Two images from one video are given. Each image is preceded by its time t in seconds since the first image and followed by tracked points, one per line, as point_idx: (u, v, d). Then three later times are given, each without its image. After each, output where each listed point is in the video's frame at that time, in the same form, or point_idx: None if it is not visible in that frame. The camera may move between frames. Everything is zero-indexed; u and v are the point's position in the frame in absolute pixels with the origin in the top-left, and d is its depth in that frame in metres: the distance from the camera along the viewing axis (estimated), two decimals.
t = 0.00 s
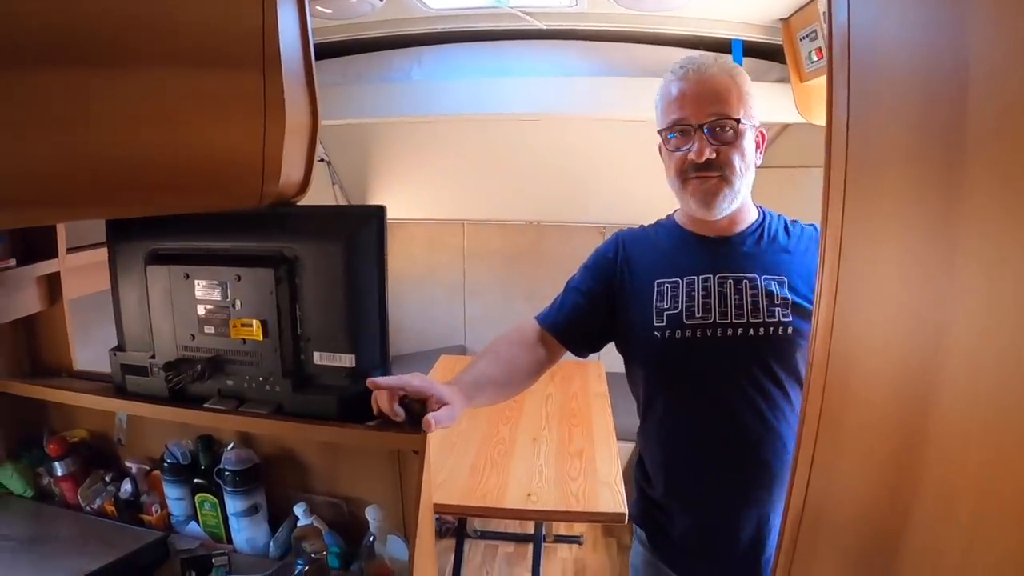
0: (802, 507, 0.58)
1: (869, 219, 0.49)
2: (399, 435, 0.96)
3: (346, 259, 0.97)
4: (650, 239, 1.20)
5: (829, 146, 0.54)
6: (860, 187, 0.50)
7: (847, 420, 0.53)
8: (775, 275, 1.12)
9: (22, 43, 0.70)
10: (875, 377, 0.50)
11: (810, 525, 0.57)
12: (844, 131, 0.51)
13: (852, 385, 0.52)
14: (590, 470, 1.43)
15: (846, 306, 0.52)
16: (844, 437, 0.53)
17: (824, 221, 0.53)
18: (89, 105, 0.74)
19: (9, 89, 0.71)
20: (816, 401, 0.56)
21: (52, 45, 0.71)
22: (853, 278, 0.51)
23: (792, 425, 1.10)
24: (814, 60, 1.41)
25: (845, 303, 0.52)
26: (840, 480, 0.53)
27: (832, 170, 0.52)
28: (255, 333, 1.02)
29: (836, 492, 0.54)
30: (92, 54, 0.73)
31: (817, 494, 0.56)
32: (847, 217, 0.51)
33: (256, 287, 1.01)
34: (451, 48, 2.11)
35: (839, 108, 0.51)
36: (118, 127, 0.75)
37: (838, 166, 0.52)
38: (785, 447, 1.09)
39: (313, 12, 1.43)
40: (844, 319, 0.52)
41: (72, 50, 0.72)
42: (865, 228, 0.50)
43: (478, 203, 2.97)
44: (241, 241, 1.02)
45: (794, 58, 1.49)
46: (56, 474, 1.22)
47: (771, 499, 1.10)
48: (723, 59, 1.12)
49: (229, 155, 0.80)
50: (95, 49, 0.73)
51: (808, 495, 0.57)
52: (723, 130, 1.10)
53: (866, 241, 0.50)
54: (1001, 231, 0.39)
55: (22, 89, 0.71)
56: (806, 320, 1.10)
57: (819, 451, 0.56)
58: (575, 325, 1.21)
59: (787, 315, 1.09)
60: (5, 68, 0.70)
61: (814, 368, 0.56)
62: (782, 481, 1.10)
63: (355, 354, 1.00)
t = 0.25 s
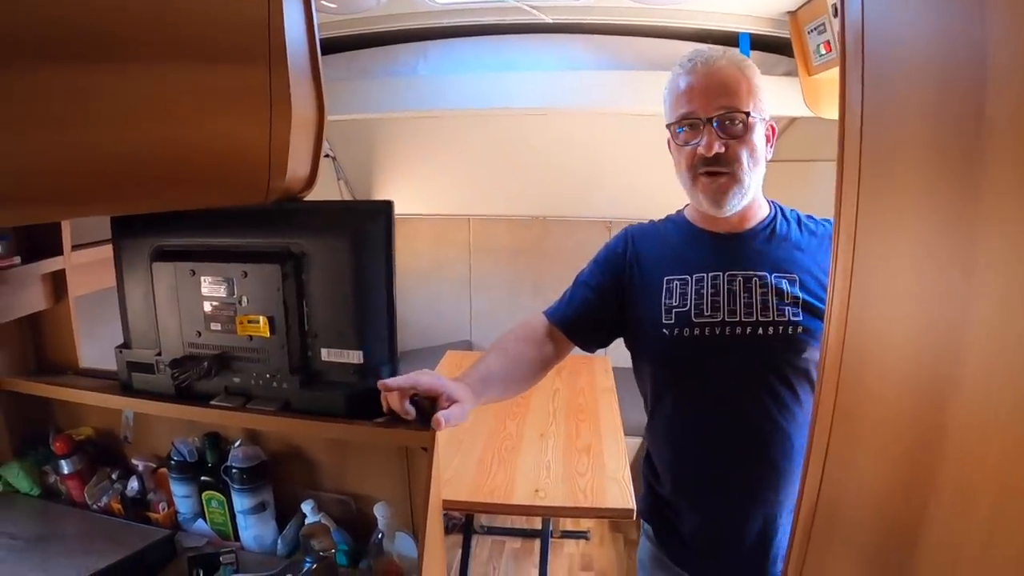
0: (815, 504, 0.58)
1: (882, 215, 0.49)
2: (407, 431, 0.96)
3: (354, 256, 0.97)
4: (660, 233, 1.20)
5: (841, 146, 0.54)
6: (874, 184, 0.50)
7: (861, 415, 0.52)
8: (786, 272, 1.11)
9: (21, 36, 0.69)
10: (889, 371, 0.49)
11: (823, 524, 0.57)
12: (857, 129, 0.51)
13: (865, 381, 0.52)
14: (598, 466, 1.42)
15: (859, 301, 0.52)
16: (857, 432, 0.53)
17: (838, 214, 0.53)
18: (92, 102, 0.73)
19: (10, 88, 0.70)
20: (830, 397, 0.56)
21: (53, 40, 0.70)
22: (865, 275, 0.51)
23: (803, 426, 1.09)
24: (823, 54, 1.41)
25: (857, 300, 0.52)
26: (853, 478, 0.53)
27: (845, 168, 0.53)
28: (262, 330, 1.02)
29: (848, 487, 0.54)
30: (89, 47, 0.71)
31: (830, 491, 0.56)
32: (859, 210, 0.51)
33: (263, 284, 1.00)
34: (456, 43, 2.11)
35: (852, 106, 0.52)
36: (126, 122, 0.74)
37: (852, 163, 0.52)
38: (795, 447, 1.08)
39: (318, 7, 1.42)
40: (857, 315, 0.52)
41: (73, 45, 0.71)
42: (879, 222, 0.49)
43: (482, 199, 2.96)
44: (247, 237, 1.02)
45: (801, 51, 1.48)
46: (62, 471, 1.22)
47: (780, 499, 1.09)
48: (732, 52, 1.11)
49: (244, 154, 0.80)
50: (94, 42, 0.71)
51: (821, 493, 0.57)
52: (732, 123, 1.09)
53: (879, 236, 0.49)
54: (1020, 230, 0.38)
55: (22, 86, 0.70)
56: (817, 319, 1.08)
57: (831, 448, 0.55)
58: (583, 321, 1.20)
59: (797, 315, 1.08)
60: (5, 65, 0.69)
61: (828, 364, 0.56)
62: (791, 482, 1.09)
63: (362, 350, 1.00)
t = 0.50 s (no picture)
0: (829, 502, 0.57)
1: (897, 211, 0.49)
2: (418, 429, 0.96)
3: (365, 254, 0.97)
4: (673, 229, 1.19)
5: (858, 138, 0.55)
6: (889, 180, 0.49)
7: (874, 411, 0.52)
8: (800, 273, 1.10)
9: (21, 32, 0.66)
10: (903, 367, 0.49)
11: (837, 521, 0.56)
12: (873, 126, 0.51)
13: (880, 377, 0.51)
14: (609, 463, 1.42)
15: (874, 298, 0.52)
16: (871, 429, 0.52)
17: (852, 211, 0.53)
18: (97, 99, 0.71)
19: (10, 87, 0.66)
20: (844, 394, 0.55)
21: (53, 36, 0.68)
22: (880, 271, 0.51)
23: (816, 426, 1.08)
24: (833, 49, 1.39)
25: (872, 297, 0.52)
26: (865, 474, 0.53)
27: (861, 166, 0.53)
28: (273, 327, 1.01)
29: (862, 484, 0.53)
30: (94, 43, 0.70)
31: (844, 489, 0.55)
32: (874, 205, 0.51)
33: (273, 281, 1.00)
34: (466, 39, 2.10)
35: (867, 104, 0.51)
36: (134, 120, 0.73)
37: (869, 160, 0.52)
38: (806, 448, 1.07)
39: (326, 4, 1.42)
40: (872, 310, 0.52)
41: (72, 42, 0.69)
42: (895, 217, 0.49)
43: (489, 196, 2.95)
44: (258, 234, 1.01)
45: (812, 46, 1.47)
46: (73, 470, 1.22)
47: (790, 500, 1.09)
48: (744, 47, 1.11)
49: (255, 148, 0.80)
50: (96, 39, 0.70)
51: (835, 490, 0.56)
52: (746, 118, 1.09)
53: (893, 231, 0.49)
54: None
55: (25, 86, 0.67)
56: (831, 320, 1.08)
57: (846, 445, 0.55)
58: (596, 315, 1.20)
59: (810, 315, 1.07)
60: (4, 65, 0.66)
61: (843, 361, 0.56)
62: (802, 483, 1.08)
63: (373, 347, 0.99)
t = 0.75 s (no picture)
0: (845, 500, 0.57)
1: (918, 209, 0.48)
2: (433, 424, 0.96)
3: (382, 248, 0.97)
4: (691, 225, 1.19)
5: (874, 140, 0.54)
6: (910, 179, 0.49)
7: (892, 410, 0.52)
8: (819, 271, 1.10)
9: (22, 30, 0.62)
10: (922, 367, 0.49)
11: (853, 519, 0.56)
12: (891, 125, 0.50)
13: (897, 378, 0.51)
14: (623, 461, 1.42)
15: (893, 297, 0.51)
16: (889, 428, 0.52)
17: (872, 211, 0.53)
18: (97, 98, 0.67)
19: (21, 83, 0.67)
20: (861, 392, 0.55)
21: (53, 32, 0.64)
22: (899, 270, 0.51)
23: (831, 424, 1.08)
24: (850, 47, 1.39)
25: (891, 296, 0.51)
26: (882, 473, 0.52)
27: (880, 165, 0.52)
28: (289, 322, 1.02)
29: (878, 482, 0.53)
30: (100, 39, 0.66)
31: (861, 487, 0.55)
32: (894, 203, 0.51)
33: (290, 275, 1.00)
34: (481, 35, 2.10)
35: (886, 103, 0.51)
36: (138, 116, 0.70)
37: (887, 159, 0.51)
38: (822, 447, 1.07)
39: None
40: (889, 310, 0.51)
41: (72, 37, 0.66)
42: (916, 215, 0.48)
43: (500, 193, 2.95)
44: (275, 229, 1.02)
45: (828, 44, 1.47)
46: (88, 462, 1.23)
47: (804, 498, 1.09)
48: (768, 44, 1.15)
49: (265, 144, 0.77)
50: (97, 34, 0.66)
51: (851, 488, 0.56)
52: (769, 114, 1.12)
53: (914, 229, 0.49)
54: None
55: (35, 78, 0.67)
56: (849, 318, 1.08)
57: (863, 444, 0.55)
58: (612, 313, 1.21)
59: (829, 314, 1.07)
60: (4, 61, 0.62)
61: (861, 361, 0.55)
62: (816, 480, 1.08)
63: (390, 342, 1.00)
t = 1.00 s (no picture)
0: (858, 501, 0.52)
1: (936, 202, 0.45)
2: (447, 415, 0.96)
3: (399, 239, 0.97)
4: (707, 222, 1.20)
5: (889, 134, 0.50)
6: (929, 168, 0.45)
7: (907, 413, 0.48)
8: (836, 269, 1.11)
9: (22, 14, 0.62)
10: (938, 366, 0.45)
11: (865, 520, 0.52)
12: (910, 117, 0.46)
13: (914, 385, 0.47)
14: (634, 456, 1.42)
15: (912, 292, 0.47)
16: (905, 427, 0.48)
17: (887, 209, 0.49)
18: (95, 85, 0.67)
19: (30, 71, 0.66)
20: (875, 389, 0.50)
21: (70, 19, 0.65)
22: (917, 265, 0.47)
23: (846, 424, 1.10)
24: (867, 44, 1.38)
25: (908, 288, 0.47)
26: (897, 472, 0.48)
27: (896, 155, 0.48)
28: (305, 312, 1.02)
29: (896, 481, 0.49)
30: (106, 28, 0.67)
31: (875, 485, 0.51)
32: (910, 199, 0.47)
33: (306, 265, 1.01)
34: (497, 30, 2.09)
35: (903, 91, 0.47)
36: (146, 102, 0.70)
37: (903, 150, 0.47)
38: (836, 445, 1.09)
39: None
40: (905, 308, 0.47)
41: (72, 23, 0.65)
42: (932, 207, 0.45)
43: (511, 189, 2.95)
44: (291, 219, 1.02)
45: (844, 41, 1.46)
46: (102, 450, 1.24)
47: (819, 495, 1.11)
48: (785, 40, 1.14)
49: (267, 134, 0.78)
50: (97, 20, 0.66)
51: (864, 486, 0.51)
52: (785, 111, 1.11)
53: (933, 219, 0.45)
54: None
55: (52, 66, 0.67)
56: (864, 317, 1.09)
57: (878, 441, 0.50)
58: (627, 310, 1.22)
59: (845, 312, 1.09)
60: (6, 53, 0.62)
61: (875, 353, 0.51)
62: (830, 478, 1.10)
63: (405, 333, 1.00)
